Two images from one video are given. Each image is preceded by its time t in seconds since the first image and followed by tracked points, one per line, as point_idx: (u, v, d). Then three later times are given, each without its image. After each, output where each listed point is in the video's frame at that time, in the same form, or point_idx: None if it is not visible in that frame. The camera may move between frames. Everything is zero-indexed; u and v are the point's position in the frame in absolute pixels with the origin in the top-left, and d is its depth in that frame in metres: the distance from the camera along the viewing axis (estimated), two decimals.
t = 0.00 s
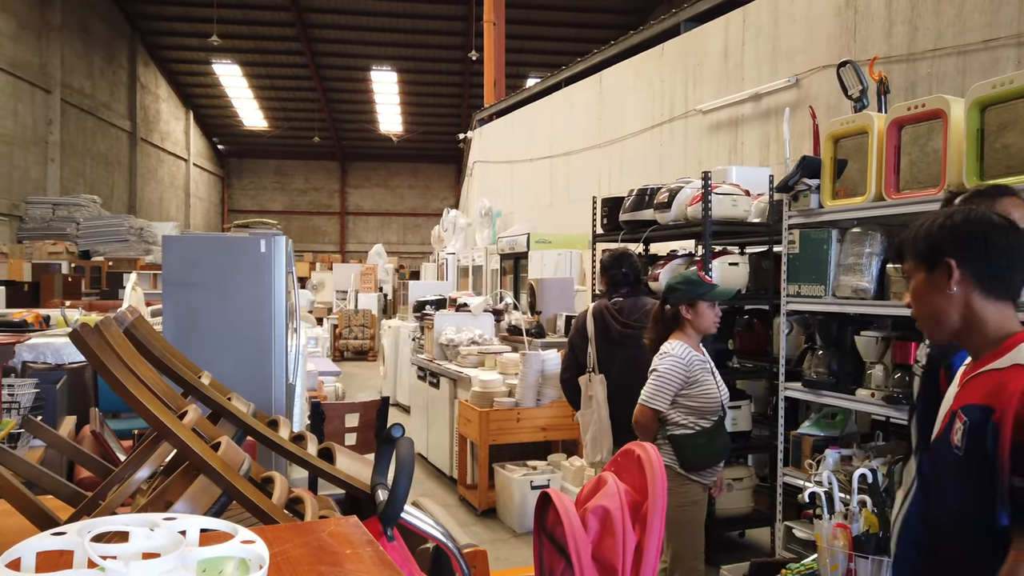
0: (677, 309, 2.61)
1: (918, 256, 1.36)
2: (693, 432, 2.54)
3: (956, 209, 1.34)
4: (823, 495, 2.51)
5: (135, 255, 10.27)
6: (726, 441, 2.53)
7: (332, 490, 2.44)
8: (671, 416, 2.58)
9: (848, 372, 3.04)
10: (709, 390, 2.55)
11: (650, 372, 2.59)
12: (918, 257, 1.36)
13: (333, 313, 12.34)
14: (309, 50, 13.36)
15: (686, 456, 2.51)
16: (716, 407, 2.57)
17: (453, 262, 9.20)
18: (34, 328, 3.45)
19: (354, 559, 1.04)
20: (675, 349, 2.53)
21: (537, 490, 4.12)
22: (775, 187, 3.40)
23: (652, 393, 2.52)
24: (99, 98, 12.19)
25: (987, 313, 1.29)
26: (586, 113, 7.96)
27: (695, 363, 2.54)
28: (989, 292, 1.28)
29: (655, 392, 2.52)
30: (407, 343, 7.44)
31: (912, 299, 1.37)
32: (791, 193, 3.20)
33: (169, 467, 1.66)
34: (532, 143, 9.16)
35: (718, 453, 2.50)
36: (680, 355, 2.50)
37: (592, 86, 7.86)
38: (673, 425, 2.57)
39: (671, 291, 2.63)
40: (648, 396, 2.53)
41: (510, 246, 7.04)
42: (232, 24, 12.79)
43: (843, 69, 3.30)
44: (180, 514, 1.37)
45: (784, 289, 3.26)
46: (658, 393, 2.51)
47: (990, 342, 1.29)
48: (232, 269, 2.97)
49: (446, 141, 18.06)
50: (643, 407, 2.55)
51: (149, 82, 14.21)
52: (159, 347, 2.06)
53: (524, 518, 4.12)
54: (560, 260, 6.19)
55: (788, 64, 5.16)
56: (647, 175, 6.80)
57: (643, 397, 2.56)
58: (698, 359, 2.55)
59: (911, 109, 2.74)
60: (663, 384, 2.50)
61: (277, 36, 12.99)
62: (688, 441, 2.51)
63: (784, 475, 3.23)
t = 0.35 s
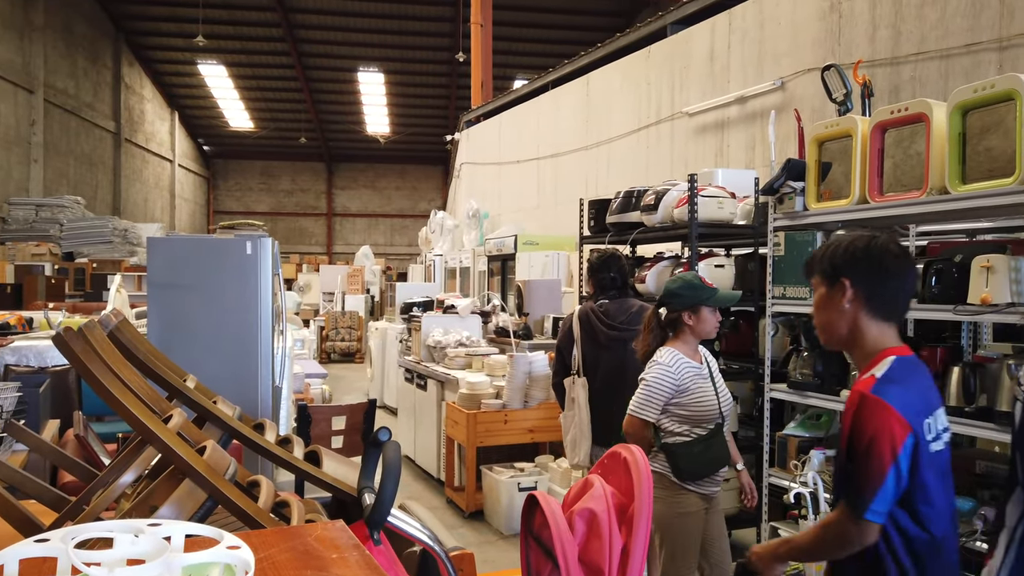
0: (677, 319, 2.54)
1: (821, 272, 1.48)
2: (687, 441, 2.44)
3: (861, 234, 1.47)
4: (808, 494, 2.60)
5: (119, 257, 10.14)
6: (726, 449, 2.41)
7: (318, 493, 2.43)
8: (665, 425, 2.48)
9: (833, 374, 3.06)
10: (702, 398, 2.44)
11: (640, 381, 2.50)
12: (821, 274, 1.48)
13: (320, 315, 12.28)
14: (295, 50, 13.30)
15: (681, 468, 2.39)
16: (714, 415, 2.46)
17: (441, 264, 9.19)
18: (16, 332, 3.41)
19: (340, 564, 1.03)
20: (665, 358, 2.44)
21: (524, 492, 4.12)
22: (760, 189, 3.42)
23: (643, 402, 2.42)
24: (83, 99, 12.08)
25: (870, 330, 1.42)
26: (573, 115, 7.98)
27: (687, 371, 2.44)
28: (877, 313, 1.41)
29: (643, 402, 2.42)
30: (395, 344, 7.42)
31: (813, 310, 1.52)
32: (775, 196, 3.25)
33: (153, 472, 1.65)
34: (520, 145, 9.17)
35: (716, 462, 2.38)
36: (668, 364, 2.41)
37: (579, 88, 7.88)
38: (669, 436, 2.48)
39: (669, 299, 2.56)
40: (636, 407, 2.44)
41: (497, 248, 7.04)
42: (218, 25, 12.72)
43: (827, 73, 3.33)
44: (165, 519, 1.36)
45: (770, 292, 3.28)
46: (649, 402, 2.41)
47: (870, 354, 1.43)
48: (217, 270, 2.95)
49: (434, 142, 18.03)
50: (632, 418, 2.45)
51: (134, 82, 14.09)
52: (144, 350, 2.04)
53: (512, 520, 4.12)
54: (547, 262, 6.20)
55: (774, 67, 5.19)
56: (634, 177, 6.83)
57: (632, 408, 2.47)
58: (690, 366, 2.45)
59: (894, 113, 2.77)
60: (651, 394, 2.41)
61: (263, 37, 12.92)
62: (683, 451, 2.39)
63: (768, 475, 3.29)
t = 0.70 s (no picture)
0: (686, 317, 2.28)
1: (697, 268, 1.83)
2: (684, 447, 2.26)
3: (728, 237, 1.83)
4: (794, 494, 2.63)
5: (103, 260, 9.94)
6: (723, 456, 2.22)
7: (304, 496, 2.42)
8: (661, 429, 2.30)
9: (818, 373, 3.12)
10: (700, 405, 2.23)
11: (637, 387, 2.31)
12: (695, 269, 1.84)
13: (307, 317, 12.23)
14: (281, 52, 13.25)
15: (674, 474, 2.24)
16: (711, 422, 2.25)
17: (428, 266, 9.18)
18: None
19: (327, 565, 1.03)
20: (660, 363, 2.23)
21: (512, 494, 4.12)
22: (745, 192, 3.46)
23: (640, 410, 2.24)
24: (67, 99, 11.97)
25: (732, 314, 1.78)
26: (560, 117, 8.00)
27: (686, 376, 2.22)
28: (736, 299, 1.77)
29: (638, 409, 2.26)
30: (382, 346, 7.40)
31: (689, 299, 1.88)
32: (761, 197, 3.27)
33: (138, 475, 1.64)
34: (507, 147, 9.19)
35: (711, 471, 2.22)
36: (663, 369, 2.20)
37: (566, 90, 7.89)
38: (664, 442, 2.30)
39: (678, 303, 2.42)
40: (631, 414, 2.27)
41: (484, 250, 7.04)
42: (203, 25, 12.64)
43: (810, 76, 3.36)
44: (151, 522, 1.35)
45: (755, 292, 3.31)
46: (645, 410, 2.24)
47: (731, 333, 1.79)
48: (204, 272, 2.94)
49: (421, 144, 17.99)
50: (627, 424, 2.29)
51: (118, 82, 13.96)
52: (128, 353, 2.03)
53: (499, 522, 4.12)
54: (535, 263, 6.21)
55: (759, 69, 5.23)
56: (620, 179, 6.86)
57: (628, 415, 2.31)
58: (688, 371, 2.23)
59: (878, 116, 2.81)
60: (645, 400, 2.22)
61: (249, 37, 12.85)
62: (675, 457, 2.22)
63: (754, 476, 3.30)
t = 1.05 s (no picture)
0: (734, 327, 2.29)
1: (601, 279, 2.18)
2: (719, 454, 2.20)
3: (627, 254, 2.19)
4: (782, 496, 2.64)
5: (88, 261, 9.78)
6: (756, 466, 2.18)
7: (290, 498, 2.40)
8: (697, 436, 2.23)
9: (805, 374, 3.12)
10: (737, 412, 2.18)
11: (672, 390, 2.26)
12: (598, 280, 2.19)
13: (294, 319, 12.17)
14: (268, 52, 13.17)
15: (706, 481, 2.19)
16: (745, 430, 2.20)
17: (416, 267, 9.16)
18: None
19: (315, 569, 1.02)
20: (698, 366, 2.19)
21: (500, 496, 4.11)
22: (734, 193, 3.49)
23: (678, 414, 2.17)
24: (50, 99, 11.84)
25: (629, 322, 2.15)
26: (547, 118, 8.00)
27: (724, 381, 2.18)
28: (632, 308, 2.13)
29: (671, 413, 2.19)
30: (370, 348, 7.36)
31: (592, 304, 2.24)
32: (748, 199, 3.30)
33: (123, 478, 1.62)
34: (495, 148, 9.19)
35: (746, 477, 2.16)
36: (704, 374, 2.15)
37: (554, 91, 7.89)
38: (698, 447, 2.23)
39: (722, 309, 2.33)
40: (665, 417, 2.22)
41: (472, 251, 7.03)
42: (189, 25, 12.54)
43: (797, 77, 3.38)
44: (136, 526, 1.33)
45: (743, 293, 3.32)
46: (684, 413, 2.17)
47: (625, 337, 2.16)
48: (189, 273, 2.91)
49: (409, 145, 17.94)
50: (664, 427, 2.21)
51: (102, 82, 13.83)
52: (112, 354, 2.00)
53: (487, 524, 4.11)
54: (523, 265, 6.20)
55: (746, 71, 5.26)
56: (608, 180, 6.88)
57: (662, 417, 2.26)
58: (725, 376, 2.19)
59: (863, 118, 2.83)
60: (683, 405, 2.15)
61: (236, 36, 12.78)
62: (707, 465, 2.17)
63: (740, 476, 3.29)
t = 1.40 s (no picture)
0: (791, 331, 2.34)
1: (500, 266, 2.24)
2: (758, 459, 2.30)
3: (522, 241, 2.25)
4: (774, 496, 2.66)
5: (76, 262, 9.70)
6: (791, 474, 2.31)
7: (281, 501, 2.39)
8: (738, 437, 2.33)
9: (796, 376, 3.13)
10: (782, 418, 2.31)
11: (725, 388, 2.34)
12: (496, 265, 2.25)
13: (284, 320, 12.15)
14: (258, 53, 13.13)
15: (742, 483, 2.27)
16: (783, 439, 2.34)
17: (406, 268, 9.15)
18: None
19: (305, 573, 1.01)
20: (758, 366, 2.29)
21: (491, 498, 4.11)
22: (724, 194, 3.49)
23: (730, 413, 2.27)
24: (38, 99, 11.76)
25: (525, 303, 2.24)
26: (538, 119, 8.00)
27: (779, 387, 2.30)
28: (527, 292, 2.22)
29: (727, 409, 2.27)
30: (360, 349, 7.36)
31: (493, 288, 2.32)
32: (739, 201, 3.31)
33: (111, 482, 1.60)
34: (485, 149, 9.18)
35: (778, 484, 2.27)
36: (762, 373, 2.26)
37: (544, 92, 7.89)
38: (735, 449, 2.33)
39: (778, 315, 2.34)
40: (718, 413, 2.29)
41: (463, 252, 7.04)
42: (178, 26, 12.49)
43: (787, 80, 3.39)
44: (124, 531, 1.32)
45: (734, 295, 3.32)
46: (734, 413, 2.27)
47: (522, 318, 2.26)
48: (178, 275, 2.88)
49: (399, 146, 17.89)
50: (711, 425, 2.31)
51: (91, 83, 13.75)
52: (100, 357, 1.98)
53: (478, 526, 4.10)
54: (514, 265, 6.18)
55: (736, 73, 5.27)
56: (599, 182, 6.89)
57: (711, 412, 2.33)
58: (782, 383, 2.30)
59: (853, 119, 2.83)
60: (739, 402, 2.26)
61: (225, 37, 12.73)
62: (750, 463, 2.26)
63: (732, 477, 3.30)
